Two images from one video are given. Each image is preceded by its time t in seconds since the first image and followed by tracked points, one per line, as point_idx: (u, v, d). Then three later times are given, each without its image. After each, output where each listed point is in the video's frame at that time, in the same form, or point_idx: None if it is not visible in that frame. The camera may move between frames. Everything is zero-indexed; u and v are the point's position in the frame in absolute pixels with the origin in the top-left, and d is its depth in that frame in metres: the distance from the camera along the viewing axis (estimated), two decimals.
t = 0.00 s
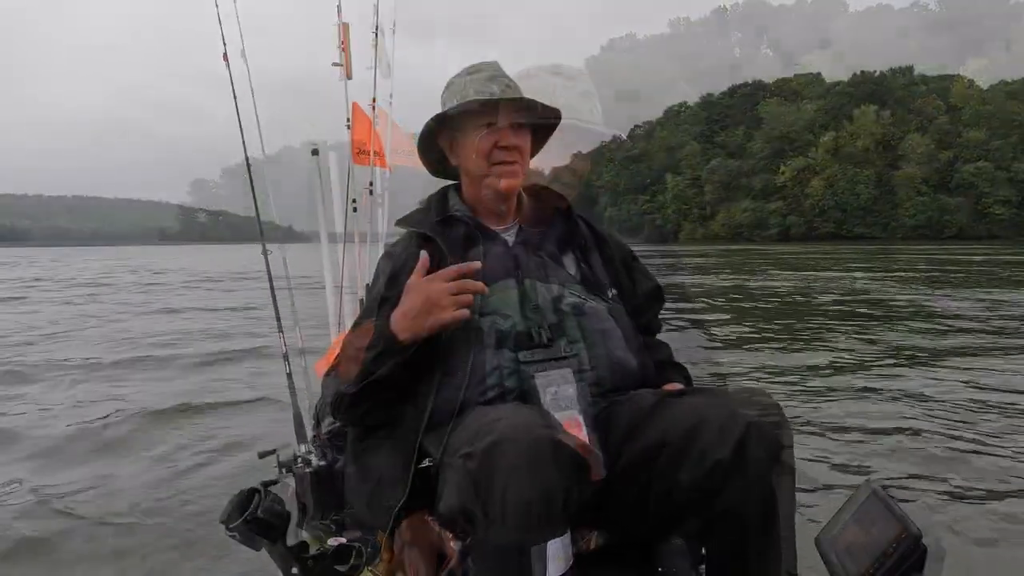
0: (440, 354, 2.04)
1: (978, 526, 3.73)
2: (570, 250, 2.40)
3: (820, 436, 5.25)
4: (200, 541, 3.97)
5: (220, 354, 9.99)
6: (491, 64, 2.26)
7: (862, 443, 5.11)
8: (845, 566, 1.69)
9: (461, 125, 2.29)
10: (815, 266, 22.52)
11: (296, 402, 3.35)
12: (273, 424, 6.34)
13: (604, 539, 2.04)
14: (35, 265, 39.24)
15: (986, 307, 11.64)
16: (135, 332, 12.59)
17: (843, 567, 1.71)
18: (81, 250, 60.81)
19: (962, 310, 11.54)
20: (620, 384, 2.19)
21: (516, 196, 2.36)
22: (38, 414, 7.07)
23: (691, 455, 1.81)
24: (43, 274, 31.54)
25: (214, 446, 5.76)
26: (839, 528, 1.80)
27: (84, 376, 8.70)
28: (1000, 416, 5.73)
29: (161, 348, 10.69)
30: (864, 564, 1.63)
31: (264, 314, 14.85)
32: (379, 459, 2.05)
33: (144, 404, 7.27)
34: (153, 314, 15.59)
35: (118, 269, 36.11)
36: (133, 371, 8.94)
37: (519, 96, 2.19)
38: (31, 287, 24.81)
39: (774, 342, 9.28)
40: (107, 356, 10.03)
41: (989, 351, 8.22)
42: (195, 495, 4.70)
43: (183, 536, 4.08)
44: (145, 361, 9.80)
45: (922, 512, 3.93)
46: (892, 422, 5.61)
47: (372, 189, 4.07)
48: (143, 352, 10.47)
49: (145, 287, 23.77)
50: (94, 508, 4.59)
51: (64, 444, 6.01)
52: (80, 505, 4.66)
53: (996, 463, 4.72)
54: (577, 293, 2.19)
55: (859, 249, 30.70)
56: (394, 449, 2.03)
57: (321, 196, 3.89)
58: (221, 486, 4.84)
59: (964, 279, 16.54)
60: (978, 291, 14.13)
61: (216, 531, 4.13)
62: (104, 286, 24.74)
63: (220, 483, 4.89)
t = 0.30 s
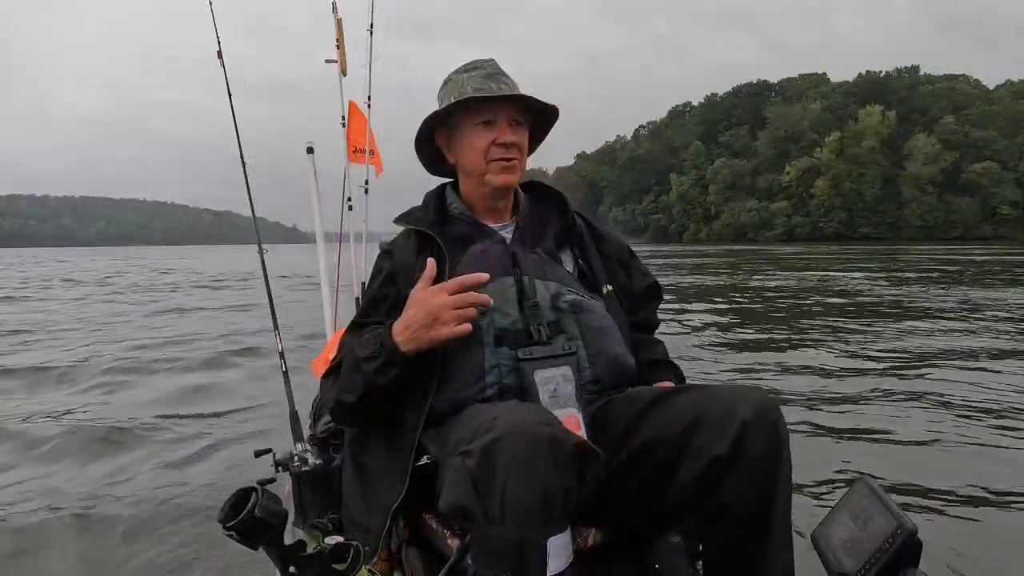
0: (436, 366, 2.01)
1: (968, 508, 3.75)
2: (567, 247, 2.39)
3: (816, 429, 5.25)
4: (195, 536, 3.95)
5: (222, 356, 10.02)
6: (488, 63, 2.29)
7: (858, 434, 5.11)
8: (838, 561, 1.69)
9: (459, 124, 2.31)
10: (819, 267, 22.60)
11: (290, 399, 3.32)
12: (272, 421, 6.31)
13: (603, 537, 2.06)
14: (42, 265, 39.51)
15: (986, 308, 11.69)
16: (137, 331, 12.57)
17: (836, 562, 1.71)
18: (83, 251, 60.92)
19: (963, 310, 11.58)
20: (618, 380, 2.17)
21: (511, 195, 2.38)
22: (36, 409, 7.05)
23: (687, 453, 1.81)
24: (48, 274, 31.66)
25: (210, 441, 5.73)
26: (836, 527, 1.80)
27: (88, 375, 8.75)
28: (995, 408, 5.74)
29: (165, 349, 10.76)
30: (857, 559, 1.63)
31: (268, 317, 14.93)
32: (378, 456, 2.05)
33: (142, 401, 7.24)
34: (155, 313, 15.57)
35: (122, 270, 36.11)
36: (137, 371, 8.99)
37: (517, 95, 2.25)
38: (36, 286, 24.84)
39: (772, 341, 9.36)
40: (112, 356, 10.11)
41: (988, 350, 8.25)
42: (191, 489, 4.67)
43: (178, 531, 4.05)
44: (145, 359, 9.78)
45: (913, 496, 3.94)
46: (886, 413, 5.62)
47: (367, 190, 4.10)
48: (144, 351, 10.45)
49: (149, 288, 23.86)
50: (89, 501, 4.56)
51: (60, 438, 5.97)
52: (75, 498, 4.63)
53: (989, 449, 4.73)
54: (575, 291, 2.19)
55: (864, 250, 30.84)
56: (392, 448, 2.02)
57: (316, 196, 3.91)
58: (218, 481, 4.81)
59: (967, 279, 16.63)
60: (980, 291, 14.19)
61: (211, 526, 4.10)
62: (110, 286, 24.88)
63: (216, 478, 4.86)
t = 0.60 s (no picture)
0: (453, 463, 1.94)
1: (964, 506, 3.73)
2: (565, 244, 2.39)
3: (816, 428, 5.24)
4: (197, 534, 3.96)
5: (228, 355, 10.09)
6: (488, 59, 2.29)
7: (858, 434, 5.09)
8: (838, 557, 1.69)
9: (459, 120, 2.31)
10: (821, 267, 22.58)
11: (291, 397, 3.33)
12: (271, 421, 6.31)
13: (602, 534, 2.07)
14: (50, 265, 39.78)
15: (988, 308, 11.69)
16: (138, 332, 12.57)
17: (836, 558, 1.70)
18: (90, 251, 61.23)
19: (964, 310, 11.57)
20: (617, 377, 2.17)
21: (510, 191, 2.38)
22: (37, 409, 7.04)
23: (685, 449, 1.81)
24: (56, 274, 31.89)
25: (210, 441, 5.72)
26: (834, 521, 1.80)
27: (94, 374, 8.81)
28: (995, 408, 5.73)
29: (172, 347, 10.82)
30: (858, 555, 1.62)
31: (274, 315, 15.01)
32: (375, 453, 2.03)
33: (143, 401, 7.23)
34: (157, 314, 15.58)
35: (124, 270, 36.13)
36: (143, 370, 9.06)
37: (516, 92, 2.25)
38: (38, 287, 24.84)
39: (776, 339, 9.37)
40: (118, 355, 10.18)
41: (990, 350, 8.23)
42: (190, 489, 4.66)
43: (177, 531, 4.05)
44: (146, 359, 9.78)
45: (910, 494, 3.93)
46: (887, 413, 5.60)
47: (364, 190, 4.13)
48: (145, 351, 10.45)
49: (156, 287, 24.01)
50: (88, 501, 4.55)
51: (60, 437, 5.96)
52: (74, 497, 4.62)
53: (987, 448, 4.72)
54: (574, 289, 2.19)
55: (867, 250, 30.78)
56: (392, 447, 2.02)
57: (314, 196, 3.93)
58: (217, 481, 4.81)
59: (968, 279, 16.62)
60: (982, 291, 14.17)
61: (209, 526, 4.09)
62: (118, 286, 25.06)
63: (215, 477, 4.86)
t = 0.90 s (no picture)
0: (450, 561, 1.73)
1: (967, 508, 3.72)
2: (565, 246, 2.39)
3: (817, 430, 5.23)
4: (198, 534, 3.97)
5: (230, 354, 10.09)
6: (484, 61, 2.28)
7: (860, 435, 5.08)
8: (842, 557, 1.68)
9: (454, 121, 2.31)
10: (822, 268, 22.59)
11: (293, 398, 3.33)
12: (272, 421, 6.30)
13: (604, 535, 2.08)
14: (54, 264, 39.84)
15: (992, 308, 11.67)
16: (140, 331, 12.59)
17: (840, 558, 1.70)
18: (93, 250, 61.29)
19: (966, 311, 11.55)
20: (617, 379, 2.17)
21: (508, 193, 2.38)
22: (38, 408, 7.04)
23: (687, 450, 1.80)
24: (60, 273, 31.96)
25: (210, 441, 5.72)
26: (839, 522, 1.80)
27: (97, 373, 8.83)
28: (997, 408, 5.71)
29: (174, 346, 10.84)
30: (861, 555, 1.62)
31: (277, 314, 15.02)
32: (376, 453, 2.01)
33: (144, 400, 7.23)
34: (159, 313, 15.60)
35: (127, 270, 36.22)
36: (145, 368, 9.07)
37: (512, 94, 2.24)
38: (42, 286, 24.91)
39: (778, 340, 9.36)
40: (120, 354, 10.19)
41: (993, 351, 8.21)
42: (189, 489, 4.65)
43: (176, 531, 4.03)
44: (147, 359, 9.78)
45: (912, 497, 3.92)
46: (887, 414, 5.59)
47: (365, 191, 4.13)
48: (147, 350, 10.46)
49: (159, 286, 24.04)
50: (87, 500, 4.54)
51: (60, 436, 5.96)
52: (74, 496, 4.61)
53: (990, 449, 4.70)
54: (572, 290, 2.19)
55: (870, 250, 30.75)
56: (392, 449, 2.01)
57: (315, 197, 3.93)
58: (217, 481, 4.80)
59: (971, 280, 16.59)
60: (984, 292, 14.14)
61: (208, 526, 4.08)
62: (121, 285, 25.07)
63: (215, 477, 4.85)
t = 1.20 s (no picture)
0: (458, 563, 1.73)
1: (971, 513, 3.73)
2: (573, 247, 2.40)
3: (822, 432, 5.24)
4: (204, 534, 3.99)
5: (234, 354, 10.13)
6: (494, 62, 2.29)
7: (865, 437, 5.09)
8: (852, 556, 1.69)
9: (464, 121, 2.32)
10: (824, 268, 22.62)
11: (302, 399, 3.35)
12: (278, 421, 6.32)
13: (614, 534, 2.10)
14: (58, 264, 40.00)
15: (994, 309, 11.68)
16: (145, 331, 12.65)
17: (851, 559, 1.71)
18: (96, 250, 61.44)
19: (970, 311, 11.56)
20: (625, 379, 2.17)
21: (516, 195, 2.39)
22: (44, 408, 7.08)
23: (697, 450, 1.81)
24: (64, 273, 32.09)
25: (216, 441, 5.74)
26: (850, 522, 1.80)
27: (101, 373, 8.87)
28: (1000, 410, 5.72)
29: (178, 346, 10.88)
30: (873, 555, 1.63)
31: (280, 314, 15.07)
32: (386, 454, 2.02)
33: (149, 400, 7.26)
34: (164, 313, 15.68)
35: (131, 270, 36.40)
36: (150, 368, 9.11)
37: (521, 95, 2.26)
38: (48, 286, 25.05)
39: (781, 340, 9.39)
40: (125, 354, 10.23)
41: (996, 351, 8.23)
42: (195, 490, 4.66)
43: (183, 531, 4.05)
44: (152, 359, 9.83)
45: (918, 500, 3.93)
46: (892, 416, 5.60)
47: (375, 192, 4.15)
48: (151, 351, 10.49)
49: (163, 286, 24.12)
50: (94, 501, 4.56)
51: (65, 437, 5.99)
52: (80, 497, 4.63)
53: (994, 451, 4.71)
54: (581, 291, 2.20)
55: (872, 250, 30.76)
56: (401, 449, 2.02)
57: (325, 198, 3.95)
58: (224, 481, 4.82)
59: (974, 280, 16.59)
60: (987, 292, 14.16)
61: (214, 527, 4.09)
62: (124, 285, 25.15)
63: (221, 478, 4.86)
